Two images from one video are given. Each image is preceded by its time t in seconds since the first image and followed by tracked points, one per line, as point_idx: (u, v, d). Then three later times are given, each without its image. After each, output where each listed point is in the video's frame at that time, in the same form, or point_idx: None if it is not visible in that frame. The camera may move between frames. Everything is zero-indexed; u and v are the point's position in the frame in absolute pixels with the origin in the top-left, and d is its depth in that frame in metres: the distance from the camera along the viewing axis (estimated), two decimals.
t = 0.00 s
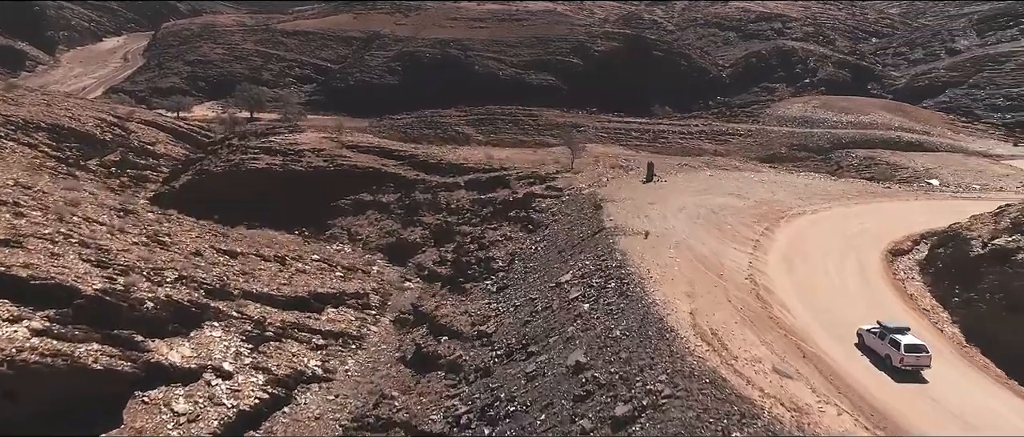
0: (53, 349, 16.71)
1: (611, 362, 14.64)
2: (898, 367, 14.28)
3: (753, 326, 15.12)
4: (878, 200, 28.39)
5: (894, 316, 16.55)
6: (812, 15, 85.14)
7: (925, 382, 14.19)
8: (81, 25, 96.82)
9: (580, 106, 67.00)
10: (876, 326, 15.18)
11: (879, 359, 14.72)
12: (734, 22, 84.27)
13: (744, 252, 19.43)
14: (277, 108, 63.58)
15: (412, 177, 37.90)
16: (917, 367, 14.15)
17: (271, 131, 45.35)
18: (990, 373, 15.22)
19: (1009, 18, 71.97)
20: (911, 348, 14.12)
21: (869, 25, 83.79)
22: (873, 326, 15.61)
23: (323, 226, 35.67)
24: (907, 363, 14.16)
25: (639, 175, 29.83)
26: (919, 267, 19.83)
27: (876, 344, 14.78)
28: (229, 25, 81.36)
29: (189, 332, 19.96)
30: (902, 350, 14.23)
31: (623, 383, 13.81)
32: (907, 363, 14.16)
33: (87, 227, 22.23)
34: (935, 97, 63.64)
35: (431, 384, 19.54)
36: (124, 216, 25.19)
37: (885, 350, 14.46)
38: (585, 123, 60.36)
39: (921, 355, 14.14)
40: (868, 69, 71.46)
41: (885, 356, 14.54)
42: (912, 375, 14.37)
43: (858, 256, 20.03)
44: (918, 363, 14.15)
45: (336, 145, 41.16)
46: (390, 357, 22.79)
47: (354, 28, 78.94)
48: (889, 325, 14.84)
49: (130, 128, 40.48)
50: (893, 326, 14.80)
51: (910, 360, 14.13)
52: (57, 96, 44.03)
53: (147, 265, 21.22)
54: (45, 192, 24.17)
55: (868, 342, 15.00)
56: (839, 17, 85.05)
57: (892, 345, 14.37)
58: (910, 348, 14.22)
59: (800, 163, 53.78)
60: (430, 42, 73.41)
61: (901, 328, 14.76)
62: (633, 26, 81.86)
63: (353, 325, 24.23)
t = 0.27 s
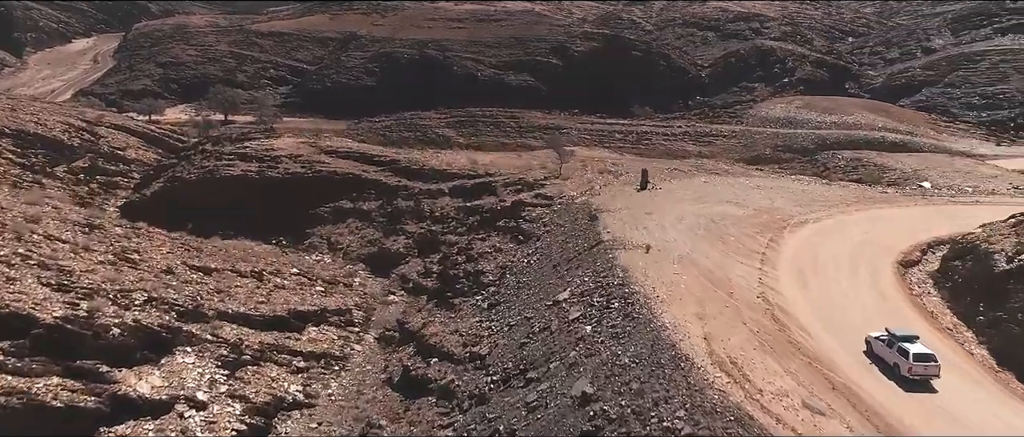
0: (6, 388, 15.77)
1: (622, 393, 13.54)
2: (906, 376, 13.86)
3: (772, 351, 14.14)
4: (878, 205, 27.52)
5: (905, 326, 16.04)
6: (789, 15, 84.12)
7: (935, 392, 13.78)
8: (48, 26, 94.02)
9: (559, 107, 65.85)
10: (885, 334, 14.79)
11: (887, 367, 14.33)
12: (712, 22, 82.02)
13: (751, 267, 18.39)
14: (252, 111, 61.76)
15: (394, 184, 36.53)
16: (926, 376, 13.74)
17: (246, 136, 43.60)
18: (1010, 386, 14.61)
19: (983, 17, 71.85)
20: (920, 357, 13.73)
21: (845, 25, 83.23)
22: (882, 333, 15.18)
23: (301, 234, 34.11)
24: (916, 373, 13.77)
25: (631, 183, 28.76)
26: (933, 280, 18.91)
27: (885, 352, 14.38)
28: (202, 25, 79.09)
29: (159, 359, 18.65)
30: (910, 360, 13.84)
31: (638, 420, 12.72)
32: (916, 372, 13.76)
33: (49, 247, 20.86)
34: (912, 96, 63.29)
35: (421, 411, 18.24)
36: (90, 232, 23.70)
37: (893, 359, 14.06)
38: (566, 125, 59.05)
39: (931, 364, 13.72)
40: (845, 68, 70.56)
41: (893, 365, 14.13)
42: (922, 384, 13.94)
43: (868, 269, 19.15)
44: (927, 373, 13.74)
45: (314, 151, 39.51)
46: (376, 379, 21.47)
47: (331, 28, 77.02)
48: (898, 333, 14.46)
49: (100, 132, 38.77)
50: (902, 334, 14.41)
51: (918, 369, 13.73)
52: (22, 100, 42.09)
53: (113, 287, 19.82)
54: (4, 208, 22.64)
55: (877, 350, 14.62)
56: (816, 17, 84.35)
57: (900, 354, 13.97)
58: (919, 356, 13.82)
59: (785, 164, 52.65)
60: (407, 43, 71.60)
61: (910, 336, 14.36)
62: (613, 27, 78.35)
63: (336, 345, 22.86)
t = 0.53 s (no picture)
0: None
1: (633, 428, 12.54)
2: (913, 384, 13.40)
3: (794, 382, 13.28)
4: (875, 211, 26.68)
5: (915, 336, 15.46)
6: (764, 14, 80.92)
7: (943, 400, 13.32)
8: (10, 27, 90.89)
9: (535, 108, 63.76)
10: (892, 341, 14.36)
11: (894, 375, 13.89)
12: (687, 21, 79.03)
13: (759, 283, 17.40)
14: (224, 114, 59.85)
15: (372, 191, 34.63)
16: (933, 384, 13.28)
17: (217, 141, 41.69)
18: None
19: (954, 16, 71.31)
20: (926, 364, 13.28)
21: (818, 25, 80.83)
22: (888, 340, 14.76)
23: (276, 244, 32.47)
24: (923, 381, 13.31)
25: (621, 191, 27.66)
26: (947, 295, 18.15)
27: (891, 359, 13.96)
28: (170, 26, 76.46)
29: (125, 391, 17.62)
30: (917, 367, 13.38)
31: None
32: (922, 380, 13.32)
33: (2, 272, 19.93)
34: (885, 96, 62.78)
35: None
36: (48, 252, 22.35)
37: (900, 365, 13.64)
38: (545, 127, 57.51)
39: (937, 371, 13.28)
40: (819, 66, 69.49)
41: (900, 372, 13.69)
42: (930, 392, 13.48)
43: (879, 283, 18.29)
44: (934, 381, 13.29)
45: (288, 157, 37.51)
46: (360, 403, 20.08)
47: (303, 30, 73.94)
48: (905, 339, 14.03)
49: (64, 138, 37.33)
50: (909, 340, 13.98)
51: (925, 377, 13.27)
52: None
53: (70, 314, 18.69)
54: None
55: (884, 357, 14.19)
56: (790, 17, 81.38)
57: (907, 361, 13.53)
58: (926, 364, 13.36)
59: (766, 165, 51.44)
60: (381, 44, 69.13)
61: (918, 343, 13.91)
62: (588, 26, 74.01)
63: (316, 366, 21.45)
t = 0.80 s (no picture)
0: None
1: None
2: (919, 391, 13.11)
3: (824, 418, 12.25)
4: (869, 217, 25.85)
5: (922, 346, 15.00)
6: (736, 14, 79.30)
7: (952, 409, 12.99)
8: None
9: (509, 110, 61.30)
10: (899, 347, 14.08)
11: (900, 381, 13.61)
12: (660, 21, 77.03)
13: (766, 301, 16.38)
14: (192, 118, 57.82)
15: (349, 199, 32.76)
16: (940, 391, 12.96)
17: (185, 148, 39.83)
18: None
19: (923, 15, 71.10)
20: (933, 371, 12.96)
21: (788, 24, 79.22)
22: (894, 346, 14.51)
23: (248, 255, 30.94)
24: (929, 388, 13.00)
25: (610, 199, 26.58)
26: (960, 311, 17.53)
27: (897, 365, 13.67)
28: (136, 28, 73.73)
29: (83, 429, 16.66)
30: (923, 373, 13.08)
31: None
32: (929, 387, 13.01)
33: None
34: (857, 94, 61.29)
35: None
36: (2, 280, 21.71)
37: (906, 372, 13.36)
38: (523, 129, 55.47)
39: (944, 378, 12.97)
40: (792, 67, 67.26)
41: (907, 379, 13.39)
42: (937, 399, 13.18)
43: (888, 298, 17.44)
44: (941, 388, 12.97)
45: (260, 164, 35.72)
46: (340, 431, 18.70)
47: (274, 30, 71.96)
48: (911, 346, 13.72)
49: (23, 144, 35.56)
50: (916, 347, 13.67)
51: (932, 384, 12.97)
52: None
53: (24, 347, 17.87)
54: None
55: (889, 363, 13.95)
56: (762, 17, 79.66)
57: (913, 368, 13.24)
58: (933, 370, 13.06)
59: (744, 166, 49.88)
60: (354, 44, 66.78)
61: (924, 349, 13.62)
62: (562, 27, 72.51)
63: (293, 392, 19.95)
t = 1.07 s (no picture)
0: None
1: None
2: (914, 395, 12.91)
3: None
4: (853, 222, 25.06)
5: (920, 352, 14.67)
6: (693, 11, 75.16)
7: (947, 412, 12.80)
8: None
9: (472, 111, 57.35)
10: (893, 350, 13.88)
11: (895, 385, 13.39)
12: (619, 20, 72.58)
13: (766, 319, 15.41)
14: (142, 122, 54.84)
15: (310, 209, 30.82)
16: (935, 394, 12.79)
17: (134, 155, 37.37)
18: None
19: (875, 14, 68.10)
20: (927, 374, 12.78)
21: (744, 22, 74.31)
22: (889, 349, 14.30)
23: (203, 269, 28.95)
24: (923, 391, 12.83)
25: (586, 207, 25.53)
26: (965, 323, 17.08)
27: (892, 368, 13.48)
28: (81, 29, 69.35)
29: None
30: (918, 377, 12.88)
31: None
32: (923, 391, 12.84)
33: None
34: (813, 91, 59.26)
35: None
36: None
37: (901, 376, 13.15)
38: (486, 131, 52.45)
39: (938, 381, 12.79)
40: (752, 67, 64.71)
41: (901, 383, 13.20)
42: (931, 402, 13.02)
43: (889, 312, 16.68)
44: (936, 391, 12.78)
45: (213, 171, 33.52)
46: None
47: (226, 31, 67.81)
48: (905, 349, 13.55)
49: None
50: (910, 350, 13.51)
51: (927, 387, 12.78)
52: None
53: None
54: None
55: (884, 366, 13.76)
56: (719, 15, 75.15)
57: (908, 371, 13.05)
58: (927, 374, 12.87)
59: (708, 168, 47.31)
60: (310, 46, 62.57)
61: (920, 352, 13.42)
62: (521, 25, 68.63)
63: (255, 425, 18.36)
